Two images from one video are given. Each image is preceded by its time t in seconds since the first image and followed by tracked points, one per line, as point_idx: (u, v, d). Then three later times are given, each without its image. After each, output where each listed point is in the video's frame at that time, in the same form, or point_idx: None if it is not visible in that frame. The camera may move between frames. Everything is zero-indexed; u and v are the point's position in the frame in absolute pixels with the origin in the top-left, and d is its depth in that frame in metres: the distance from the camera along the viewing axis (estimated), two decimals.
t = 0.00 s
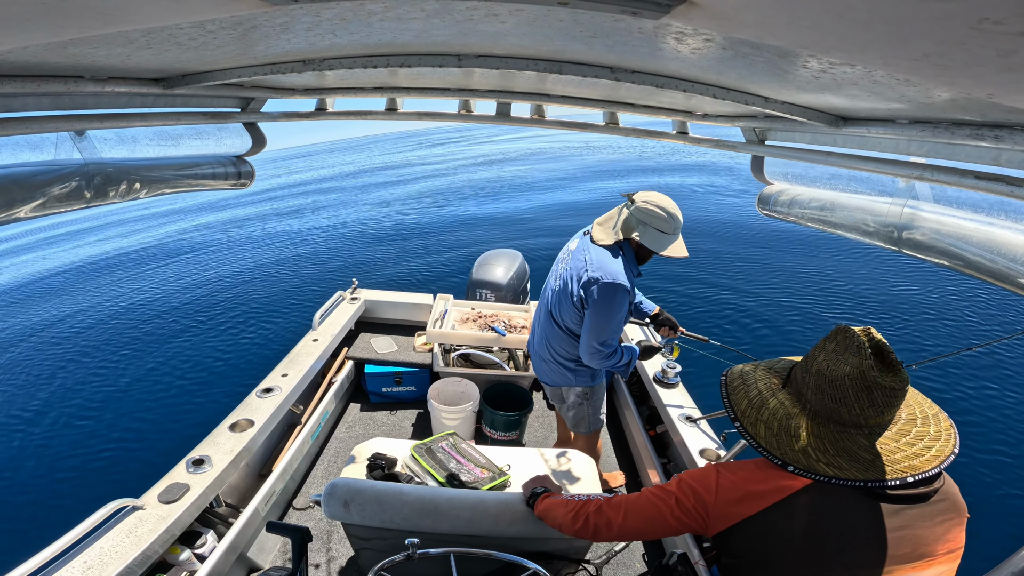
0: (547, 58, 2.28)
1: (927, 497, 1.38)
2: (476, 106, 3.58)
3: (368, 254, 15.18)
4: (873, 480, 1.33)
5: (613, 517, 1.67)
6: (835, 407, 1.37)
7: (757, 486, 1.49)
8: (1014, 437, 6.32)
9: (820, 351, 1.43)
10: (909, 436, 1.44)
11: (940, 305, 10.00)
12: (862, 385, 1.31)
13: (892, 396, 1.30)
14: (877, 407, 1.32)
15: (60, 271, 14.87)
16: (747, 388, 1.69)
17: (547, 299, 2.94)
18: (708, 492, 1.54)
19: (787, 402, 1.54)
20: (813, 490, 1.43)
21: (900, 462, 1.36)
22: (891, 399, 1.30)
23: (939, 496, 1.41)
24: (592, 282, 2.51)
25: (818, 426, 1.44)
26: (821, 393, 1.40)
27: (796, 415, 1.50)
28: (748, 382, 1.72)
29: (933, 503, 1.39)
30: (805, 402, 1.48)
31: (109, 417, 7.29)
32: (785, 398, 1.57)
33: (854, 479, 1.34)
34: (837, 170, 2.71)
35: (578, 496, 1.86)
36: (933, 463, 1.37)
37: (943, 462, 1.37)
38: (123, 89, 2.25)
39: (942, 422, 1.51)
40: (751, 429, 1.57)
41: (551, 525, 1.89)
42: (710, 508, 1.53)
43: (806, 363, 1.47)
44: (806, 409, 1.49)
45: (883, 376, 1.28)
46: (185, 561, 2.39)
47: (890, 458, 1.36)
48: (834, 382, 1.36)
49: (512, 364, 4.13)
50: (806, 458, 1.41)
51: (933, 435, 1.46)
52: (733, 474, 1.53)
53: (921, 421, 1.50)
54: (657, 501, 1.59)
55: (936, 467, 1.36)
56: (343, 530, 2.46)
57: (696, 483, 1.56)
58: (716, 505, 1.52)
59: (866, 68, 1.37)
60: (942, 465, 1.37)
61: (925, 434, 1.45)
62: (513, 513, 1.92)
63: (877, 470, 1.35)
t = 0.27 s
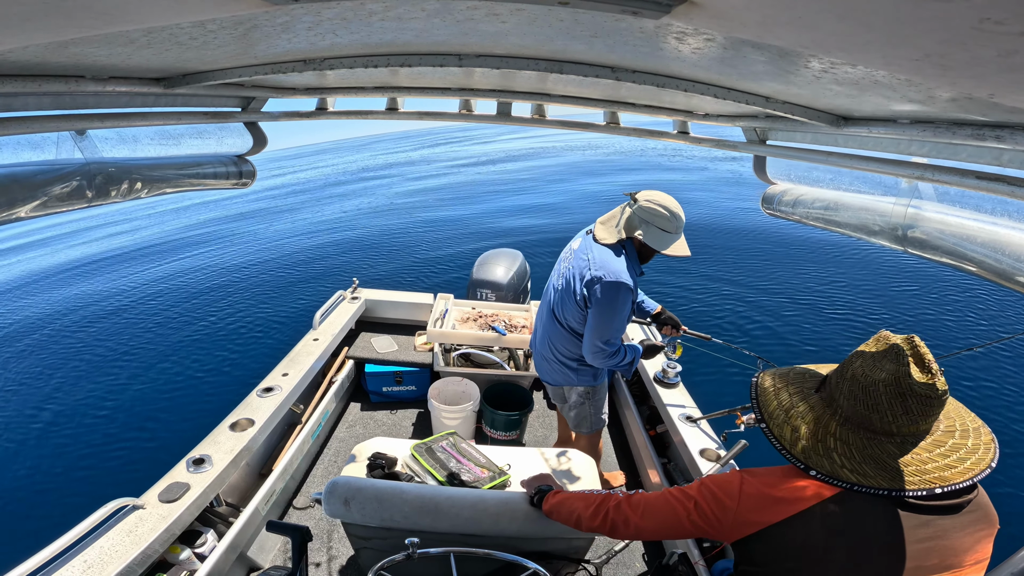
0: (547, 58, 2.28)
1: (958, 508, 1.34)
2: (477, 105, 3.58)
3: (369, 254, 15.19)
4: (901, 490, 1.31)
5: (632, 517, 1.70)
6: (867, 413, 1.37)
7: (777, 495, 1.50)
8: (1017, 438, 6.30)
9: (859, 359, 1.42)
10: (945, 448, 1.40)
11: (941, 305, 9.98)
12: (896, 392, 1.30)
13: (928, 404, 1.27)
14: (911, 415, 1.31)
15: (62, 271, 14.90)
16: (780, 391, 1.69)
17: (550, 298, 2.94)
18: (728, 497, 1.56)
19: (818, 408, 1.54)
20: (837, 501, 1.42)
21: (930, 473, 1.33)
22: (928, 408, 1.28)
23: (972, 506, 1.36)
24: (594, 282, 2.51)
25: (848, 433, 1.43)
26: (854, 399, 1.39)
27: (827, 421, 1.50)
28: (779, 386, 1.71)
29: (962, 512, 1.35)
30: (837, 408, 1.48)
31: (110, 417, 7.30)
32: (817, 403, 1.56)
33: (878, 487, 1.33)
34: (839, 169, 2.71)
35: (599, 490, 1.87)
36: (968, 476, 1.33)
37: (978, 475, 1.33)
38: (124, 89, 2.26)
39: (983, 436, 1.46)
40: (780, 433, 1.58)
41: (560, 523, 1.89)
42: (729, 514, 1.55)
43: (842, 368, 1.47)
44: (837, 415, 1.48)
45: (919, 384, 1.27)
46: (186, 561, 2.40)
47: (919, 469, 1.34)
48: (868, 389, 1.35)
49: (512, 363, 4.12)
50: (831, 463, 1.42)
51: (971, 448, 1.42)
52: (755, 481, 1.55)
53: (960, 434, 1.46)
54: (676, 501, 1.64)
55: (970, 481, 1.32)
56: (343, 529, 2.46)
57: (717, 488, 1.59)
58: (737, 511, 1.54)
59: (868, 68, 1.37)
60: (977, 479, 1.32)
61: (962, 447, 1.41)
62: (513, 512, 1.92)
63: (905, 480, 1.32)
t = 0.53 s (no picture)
0: (548, 56, 2.28)
1: (968, 505, 1.31)
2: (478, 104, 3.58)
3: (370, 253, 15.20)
4: (908, 486, 1.29)
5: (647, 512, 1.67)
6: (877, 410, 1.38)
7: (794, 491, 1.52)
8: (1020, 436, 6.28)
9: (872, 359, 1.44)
10: (957, 444, 1.36)
11: (944, 303, 9.97)
12: (903, 388, 1.32)
13: (936, 401, 1.30)
14: (919, 411, 1.32)
15: (64, 271, 14.94)
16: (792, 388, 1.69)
17: (554, 293, 2.94)
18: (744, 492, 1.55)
19: (829, 404, 1.54)
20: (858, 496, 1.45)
21: (939, 469, 1.31)
22: (936, 404, 1.30)
23: (986, 503, 1.35)
24: (599, 276, 2.51)
25: (858, 429, 1.44)
26: (864, 396, 1.40)
27: (837, 417, 1.50)
28: (794, 383, 1.71)
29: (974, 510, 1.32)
30: (847, 405, 1.49)
31: (114, 415, 7.33)
32: (828, 400, 1.56)
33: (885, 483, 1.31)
34: (841, 168, 2.69)
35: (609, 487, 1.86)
36: (978, 472, 1.29)
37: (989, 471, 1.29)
38: (125, 88, 2.26)
39: (999, 431, 1.40)
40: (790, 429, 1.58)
41: (567, 520, 1.89)
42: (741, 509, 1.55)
43: (853, 366, 1.48)
44: (847, 412, 1.49)
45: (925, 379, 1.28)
46: (189, 560, 2.41)
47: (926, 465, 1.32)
48: (877, 384, 1.37)
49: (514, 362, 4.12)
50: (835, 461, 1.42)
51: (986, 443, 1.36)
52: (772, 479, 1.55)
53: (976, 428, 1.40)
54: (691, 496, 1.61)
55: (980, 477, 1.28)
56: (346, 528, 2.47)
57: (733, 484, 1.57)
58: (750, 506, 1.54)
59: (869, 66, 1.37)
60: (988, 474, 1.28)
61: (976, 442, 1.36)
62: (516, 511, 1.92)
63: (910, 475, 1.31)
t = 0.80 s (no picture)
0: (549, 54, 2.28)
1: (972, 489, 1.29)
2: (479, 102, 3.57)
3: (372, 251, 15.22)
4: (929, 468, 1.27)
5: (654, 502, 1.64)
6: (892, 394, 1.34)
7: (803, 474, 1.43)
8: None
9: (882, 343, 1.40)
10: (964, 425, 1.36)
11: (947, 299, 9.94)
12: (920, 370, 1.29)
13: (950, 383, 1.27)
14: (933, 393, 1.29)
15: (67, 271, 14.99)
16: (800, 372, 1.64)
17: (560, 289, 2.94)
18: (752, 478, 1.51)
19: (841, 388, 1.50)
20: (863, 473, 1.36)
21: (952, 451, 1.30)
22: (949, 386, 1.28)
23: (985, 488, 1.32)
24: (606, 271, 2.51)
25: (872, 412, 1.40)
26: (877, 379, 1.37)
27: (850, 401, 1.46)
28: (801, 366, 1.65)
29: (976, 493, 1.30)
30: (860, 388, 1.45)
31: (118, 415, 7.37)
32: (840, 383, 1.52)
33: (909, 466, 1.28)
34: (842, 164, 2.68)
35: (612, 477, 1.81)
36: (989, 454, 1.28)
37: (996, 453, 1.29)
38: (126, 88, 2.27)
39: (997, 415, 1.41)
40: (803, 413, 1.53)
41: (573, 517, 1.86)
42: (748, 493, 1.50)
43: (863, 349, 1.44)
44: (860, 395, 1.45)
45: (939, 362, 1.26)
46: (194, 559, 2.41)
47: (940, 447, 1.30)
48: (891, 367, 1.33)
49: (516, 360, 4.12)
50: (860, 446, 1.36)
51: (988, 426, 1.37)
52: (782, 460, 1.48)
53: (976, 411, 1.41)
54: (700, 483, 1.57)
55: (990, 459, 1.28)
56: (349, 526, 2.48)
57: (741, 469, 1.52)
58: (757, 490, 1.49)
59: (870, 62, 1.36)
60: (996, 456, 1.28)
61: (980, 425, 1.37)
62: (519, 509, 1.93)
63: (927, 458, 1.29)
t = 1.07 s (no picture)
0: (550, 52, 2.27)
1: (976, 486, 1.28)
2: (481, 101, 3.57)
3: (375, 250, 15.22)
4: (934, 466, 1.27)
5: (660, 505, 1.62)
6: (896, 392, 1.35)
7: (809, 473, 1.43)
8: None
9: (886, 341, 1.41)
10: (971, 423, 1.36)
11: (950, 296, 9.91)
12: (923, 368, 1.29)
13: (954, 381, 1.27)
14: (938, 391, 1.30)
15: (71, 272, 15.05)
16: (806, 372, 1.66)
17: (565, 287, 2.93)
18: (758, 480, 1.50)
19: (846, 388, 1.52)
20: (863, 474, 1.37)
21: (959, 448, 1.30)
22: (954, 383, 1.28)
23: (991, 486, 1.30)
24: (613, 266, 2.50)
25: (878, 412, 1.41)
26: (880, 379, 1.38)
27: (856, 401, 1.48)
28: (805, 367, 1.68)
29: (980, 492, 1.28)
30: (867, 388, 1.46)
31: (123, 415, 7.40)
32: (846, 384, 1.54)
33: (915, 464, 1.28)
34: (843, 160, 2.65)
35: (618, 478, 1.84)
36: (996, 450, 1.28)
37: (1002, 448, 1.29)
38: (128, 90, 2.28)
39: (1004, 411, 1.41)
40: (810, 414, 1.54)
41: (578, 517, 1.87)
42: (754, 493, 1.50)
43: (865, 349, 1.46)
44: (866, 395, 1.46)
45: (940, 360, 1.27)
46: (200, 558, 2.43)
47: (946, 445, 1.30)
48: (894, 366, 1.34)
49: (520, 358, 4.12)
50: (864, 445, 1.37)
51: (996, 423, 1.37)
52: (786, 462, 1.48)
53: (984, 408, 1.42)
54: (704, 485, 1.56)
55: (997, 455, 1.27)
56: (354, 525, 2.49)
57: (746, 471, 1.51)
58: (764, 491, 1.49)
59: (873, 59, 1.35)
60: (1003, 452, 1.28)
61: (986, 422, 1.37)
62: (524, 507, 1.93)
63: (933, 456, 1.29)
